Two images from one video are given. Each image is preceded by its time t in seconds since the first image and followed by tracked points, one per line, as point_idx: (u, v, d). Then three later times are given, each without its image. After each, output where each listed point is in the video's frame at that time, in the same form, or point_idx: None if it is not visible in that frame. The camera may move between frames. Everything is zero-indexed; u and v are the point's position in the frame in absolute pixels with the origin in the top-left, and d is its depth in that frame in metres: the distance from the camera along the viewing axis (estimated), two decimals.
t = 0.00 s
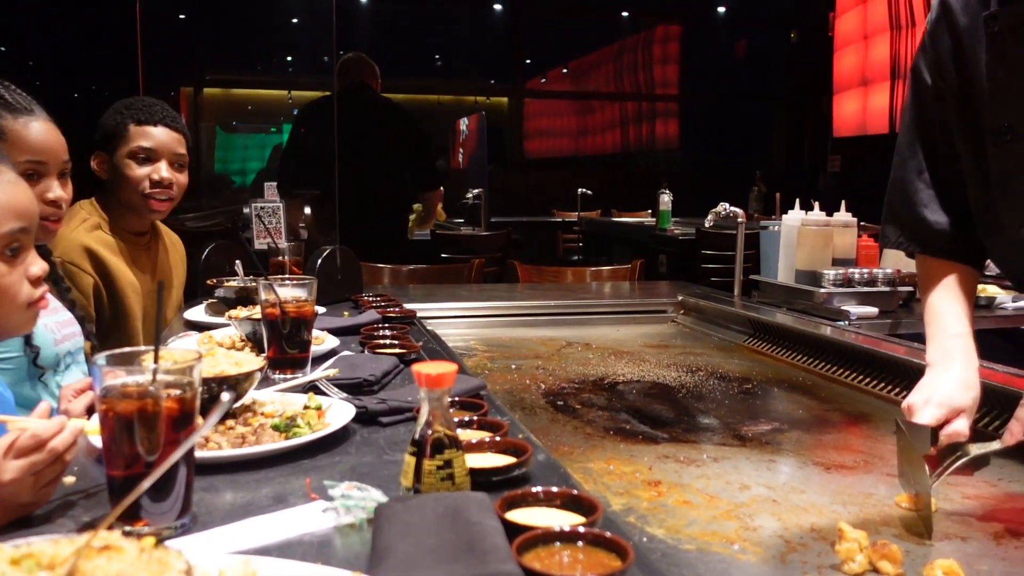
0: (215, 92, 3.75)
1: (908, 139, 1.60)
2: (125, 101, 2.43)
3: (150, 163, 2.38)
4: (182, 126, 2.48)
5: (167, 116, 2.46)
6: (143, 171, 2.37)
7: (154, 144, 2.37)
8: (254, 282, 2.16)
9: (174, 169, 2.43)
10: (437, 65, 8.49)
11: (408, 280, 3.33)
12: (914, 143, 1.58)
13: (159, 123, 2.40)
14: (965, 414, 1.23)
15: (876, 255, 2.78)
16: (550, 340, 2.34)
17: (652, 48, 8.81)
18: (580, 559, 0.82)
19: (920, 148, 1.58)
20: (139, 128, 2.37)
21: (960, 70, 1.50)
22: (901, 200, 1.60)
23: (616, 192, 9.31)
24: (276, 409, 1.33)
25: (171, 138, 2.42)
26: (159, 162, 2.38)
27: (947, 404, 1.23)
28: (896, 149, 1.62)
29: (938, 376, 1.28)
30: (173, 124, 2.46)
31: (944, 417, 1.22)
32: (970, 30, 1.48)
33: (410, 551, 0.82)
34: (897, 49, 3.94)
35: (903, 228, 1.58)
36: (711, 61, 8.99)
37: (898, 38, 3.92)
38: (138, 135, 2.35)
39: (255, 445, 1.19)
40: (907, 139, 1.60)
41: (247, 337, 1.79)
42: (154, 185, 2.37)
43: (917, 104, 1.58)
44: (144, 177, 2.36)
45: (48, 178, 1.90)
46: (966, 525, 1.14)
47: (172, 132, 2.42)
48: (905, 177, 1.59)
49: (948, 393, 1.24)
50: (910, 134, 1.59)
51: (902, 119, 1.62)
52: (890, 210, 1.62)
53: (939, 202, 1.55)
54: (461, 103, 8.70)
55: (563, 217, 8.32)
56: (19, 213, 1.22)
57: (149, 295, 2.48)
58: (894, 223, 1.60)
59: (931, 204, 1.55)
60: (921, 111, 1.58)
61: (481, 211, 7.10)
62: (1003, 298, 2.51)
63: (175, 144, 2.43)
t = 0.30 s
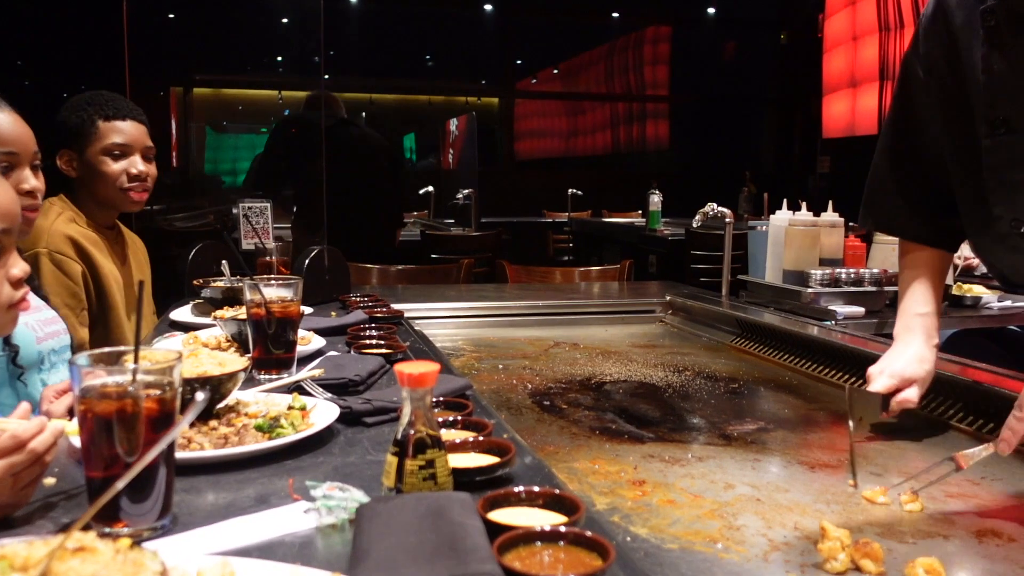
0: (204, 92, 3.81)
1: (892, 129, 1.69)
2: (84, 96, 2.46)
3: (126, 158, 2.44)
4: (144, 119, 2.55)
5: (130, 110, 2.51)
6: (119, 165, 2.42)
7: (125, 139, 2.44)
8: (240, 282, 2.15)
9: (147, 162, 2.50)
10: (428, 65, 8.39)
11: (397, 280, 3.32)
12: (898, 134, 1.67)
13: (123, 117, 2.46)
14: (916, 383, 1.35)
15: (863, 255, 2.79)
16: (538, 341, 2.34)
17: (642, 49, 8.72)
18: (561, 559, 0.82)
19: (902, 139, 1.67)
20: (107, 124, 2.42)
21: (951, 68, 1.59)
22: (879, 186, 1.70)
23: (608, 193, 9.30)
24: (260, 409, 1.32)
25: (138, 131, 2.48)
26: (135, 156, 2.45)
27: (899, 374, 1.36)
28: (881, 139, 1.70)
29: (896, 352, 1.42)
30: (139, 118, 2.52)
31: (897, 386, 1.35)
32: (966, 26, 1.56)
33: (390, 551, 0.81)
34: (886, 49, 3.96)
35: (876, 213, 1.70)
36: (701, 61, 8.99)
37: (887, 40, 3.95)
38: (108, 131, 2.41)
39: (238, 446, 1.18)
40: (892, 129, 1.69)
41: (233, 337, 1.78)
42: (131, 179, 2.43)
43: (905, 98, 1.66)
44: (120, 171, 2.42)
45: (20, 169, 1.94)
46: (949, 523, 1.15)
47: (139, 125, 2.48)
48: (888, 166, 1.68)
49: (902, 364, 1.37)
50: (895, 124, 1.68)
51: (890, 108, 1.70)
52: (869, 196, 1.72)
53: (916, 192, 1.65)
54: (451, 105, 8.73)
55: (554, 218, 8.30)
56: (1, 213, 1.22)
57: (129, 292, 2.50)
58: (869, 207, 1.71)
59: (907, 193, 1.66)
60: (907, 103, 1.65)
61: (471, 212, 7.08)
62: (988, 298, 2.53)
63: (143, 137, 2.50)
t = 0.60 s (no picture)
0: (196, 92, 3.79)
1: (888, 131, 1.75)
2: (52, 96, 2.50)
3: (95, 156, 2.49)
4: (113, 115, 2.59)
5: (98, 108, 2.55)
6: (90, 163, 2.47)
7: (93, 137, 2.48)
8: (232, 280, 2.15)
9: (117, 158, 2.55)
10: (419, 64, 8.05)
11: (389, 279, 3.31)
12: (894, 134, 1.73)
13: (90, 115, 2.50)
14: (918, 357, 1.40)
15: (853, 252, 2.81)
16: (530, 339, 2.34)
17: (633, 48, 8.72)
18: (554, 556, 0.82)
19: (899, 139, 1.72)
20: (75, 124, 2.46)
21: (938, 71, 1.65)
22: (878, 187, 1.76)
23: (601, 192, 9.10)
24: (253, 408, 1.32)
25: (108, 128, 2.52)
26: (104, 153, 2.50)
27: (897, 351, 1.43)
28: (878, 140, 1.77)
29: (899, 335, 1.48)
30: (107, 115, 2.56)
31: (894, 362, 1.41)
32: (952, 29, 1.61)
33: (384, 548, 0.82)
34: (875, 48, 3.97)
35: (878, 213, 1.75)
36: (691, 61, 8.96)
37: (875, 39, 3.97)
38: (76, 131, 2.45)
39: (231, 445, 1.18)
40: (888, 131, 1.75)
41: (224, 337, 1.78)
42: (102, 176, 2.49)
43: (900, 100, 1.72)
44: (90, 170, 2.47)
45: (44, 161, 1.94)
46: (939, 518, 1.16)
47: (107, 123, 2.52)
48: (885, 167, 1.74)
49: (902, 345, 1.44)
50: (891, 125, 1.74)
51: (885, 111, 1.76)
52: (870, 197, 1.78)
53: (914, 191, 1.71)
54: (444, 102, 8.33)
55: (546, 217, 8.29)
56: None
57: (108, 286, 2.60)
58: (871, 208, 1.76)
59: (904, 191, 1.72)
60: (903, 104, 1.71)
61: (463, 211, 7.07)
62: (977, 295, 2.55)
63: (112, 134, 2.54)
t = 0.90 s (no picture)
0: (185, 89, 3.79)
1: (883, 134, 1.75)
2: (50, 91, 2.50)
3: (92, 151, 2.50)
4: (109, 111, 2.59)
5: (95, 104, 2.55)
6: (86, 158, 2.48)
7: (90, 133, 2.48)
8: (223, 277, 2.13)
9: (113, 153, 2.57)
10: (411, 61, 7.86)
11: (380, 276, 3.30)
12: (888, 137, 1.74)
13: (88, 111, 2.50)
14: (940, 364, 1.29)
15: (846, 247, 2.81)
16: (522, 335, 2.33)
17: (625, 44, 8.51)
18: (547, 551, 0.81)
19: (895, 142, 1.73)
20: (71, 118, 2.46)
21: (923, 67, 1.65)
22: (878, 191, 1.75)
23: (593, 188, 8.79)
24: (243, 405, 1.31)
25: (105, 124, 2.52)
26: (100, 148, 2.51)
27: (917, 356, 1.32)
28: (873, 142, 1.77)
29: (919, 340, 1.39)
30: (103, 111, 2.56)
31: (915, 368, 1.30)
32: (938, 24, 1.62)
33: (375, 545, 0.80)
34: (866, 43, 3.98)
35: (880, 218, 1.74)
36: (686, 57, 8.80)
37: (866, 33, 3.97)
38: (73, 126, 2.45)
39: (220, 442, 1.17)
40: (882, 134, 1.75)
41: (214, 334, 1.76)
42: (98, 170, 2.51)
43: (893, 101, 1.73)
44: (87, 164, 2.49)
45: (61, 156, 1.94)
46: (933, 511, 1.15)
47: (104, 118, 2.52)
48: (883, 170, 1.74)
49: (923, 350, 1.34)
50: (885, 128, 1.74)
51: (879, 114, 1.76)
52: (871, 201, 1.77)
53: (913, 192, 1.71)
54: (435, 99, 8.04)
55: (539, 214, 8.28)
56: None
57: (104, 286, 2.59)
58: (873, 213, 1.76)
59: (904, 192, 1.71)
60: (897, 108, 1.73)
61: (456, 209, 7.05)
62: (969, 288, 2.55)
63: (109, 130, 2.54)
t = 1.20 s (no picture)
0: (179, 88, 3.77)
1: (879, 134, 1.75)
2: (75, 98, 2.52)
3: (112, 160, 2.49)
4: (132, 121, 2.60)
5: (117, 113, 2.57)
6: (106, 167, 2.48)
7: (111, 142, 2.49)
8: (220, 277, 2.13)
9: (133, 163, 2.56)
10: (405, 59, 7.87)
11: (378, 275, 3.30)
12: (883, 137, 1.74)
13: (110, 120, 2.51)
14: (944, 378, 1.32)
15: (842, 242, 2.81)
16: (520, 333, 2.33)
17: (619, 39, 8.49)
18: (549, 550, 0.82)
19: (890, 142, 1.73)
20: (94, 127, 2.47)
21: (918, 66, 1.66)
22: (874, 192, 1.75)
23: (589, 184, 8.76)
24: (242, 406, 1.32)
25: (125, 133, 2.53)
26: (121, 158, 2.51)
27: (926, 372, 1.34)
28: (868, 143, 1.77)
29: (924, 353, 1.40)
30: (126, 120, 2.58)
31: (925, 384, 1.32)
32: (932, 22, 1.62)
33: (378, 546, 0.81)
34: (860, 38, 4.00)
35: (877, 218, 1.74)
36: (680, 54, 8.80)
37: (861, 28, 3.98)
38: (95, 134, 2.46)
39: (221, 444, 1.17)
40: (878, 135, 1.76)
41: (212, 335, 1.76)
42: (117, 180, 2.50)
43: (888, 101, 1.73)
44: (106, 174, 2.48)
45: (38, 157, 1.92)
46: (930, 507, 1.16)
47: (126, 128, 2.53)
48: (880, 171, 1.74)
49: (930, 365, 1.35)
50: (881, 129, 1.75)
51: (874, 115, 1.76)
52: (867, 202, 1.77)
53: (909, 193, 1.71)
54: (429, 98, 8.01)
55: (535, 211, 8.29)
56: None
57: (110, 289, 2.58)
58: (870, 214, 1.76)
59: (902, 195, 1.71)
60: (891, 108, 1.73)
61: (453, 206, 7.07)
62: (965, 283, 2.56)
63: (130, 140, 2.55)
